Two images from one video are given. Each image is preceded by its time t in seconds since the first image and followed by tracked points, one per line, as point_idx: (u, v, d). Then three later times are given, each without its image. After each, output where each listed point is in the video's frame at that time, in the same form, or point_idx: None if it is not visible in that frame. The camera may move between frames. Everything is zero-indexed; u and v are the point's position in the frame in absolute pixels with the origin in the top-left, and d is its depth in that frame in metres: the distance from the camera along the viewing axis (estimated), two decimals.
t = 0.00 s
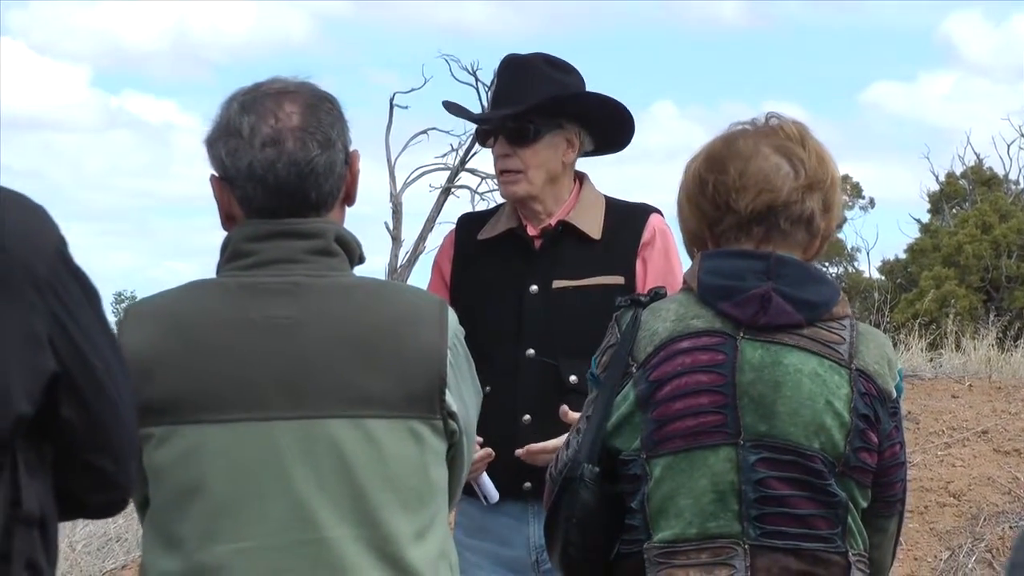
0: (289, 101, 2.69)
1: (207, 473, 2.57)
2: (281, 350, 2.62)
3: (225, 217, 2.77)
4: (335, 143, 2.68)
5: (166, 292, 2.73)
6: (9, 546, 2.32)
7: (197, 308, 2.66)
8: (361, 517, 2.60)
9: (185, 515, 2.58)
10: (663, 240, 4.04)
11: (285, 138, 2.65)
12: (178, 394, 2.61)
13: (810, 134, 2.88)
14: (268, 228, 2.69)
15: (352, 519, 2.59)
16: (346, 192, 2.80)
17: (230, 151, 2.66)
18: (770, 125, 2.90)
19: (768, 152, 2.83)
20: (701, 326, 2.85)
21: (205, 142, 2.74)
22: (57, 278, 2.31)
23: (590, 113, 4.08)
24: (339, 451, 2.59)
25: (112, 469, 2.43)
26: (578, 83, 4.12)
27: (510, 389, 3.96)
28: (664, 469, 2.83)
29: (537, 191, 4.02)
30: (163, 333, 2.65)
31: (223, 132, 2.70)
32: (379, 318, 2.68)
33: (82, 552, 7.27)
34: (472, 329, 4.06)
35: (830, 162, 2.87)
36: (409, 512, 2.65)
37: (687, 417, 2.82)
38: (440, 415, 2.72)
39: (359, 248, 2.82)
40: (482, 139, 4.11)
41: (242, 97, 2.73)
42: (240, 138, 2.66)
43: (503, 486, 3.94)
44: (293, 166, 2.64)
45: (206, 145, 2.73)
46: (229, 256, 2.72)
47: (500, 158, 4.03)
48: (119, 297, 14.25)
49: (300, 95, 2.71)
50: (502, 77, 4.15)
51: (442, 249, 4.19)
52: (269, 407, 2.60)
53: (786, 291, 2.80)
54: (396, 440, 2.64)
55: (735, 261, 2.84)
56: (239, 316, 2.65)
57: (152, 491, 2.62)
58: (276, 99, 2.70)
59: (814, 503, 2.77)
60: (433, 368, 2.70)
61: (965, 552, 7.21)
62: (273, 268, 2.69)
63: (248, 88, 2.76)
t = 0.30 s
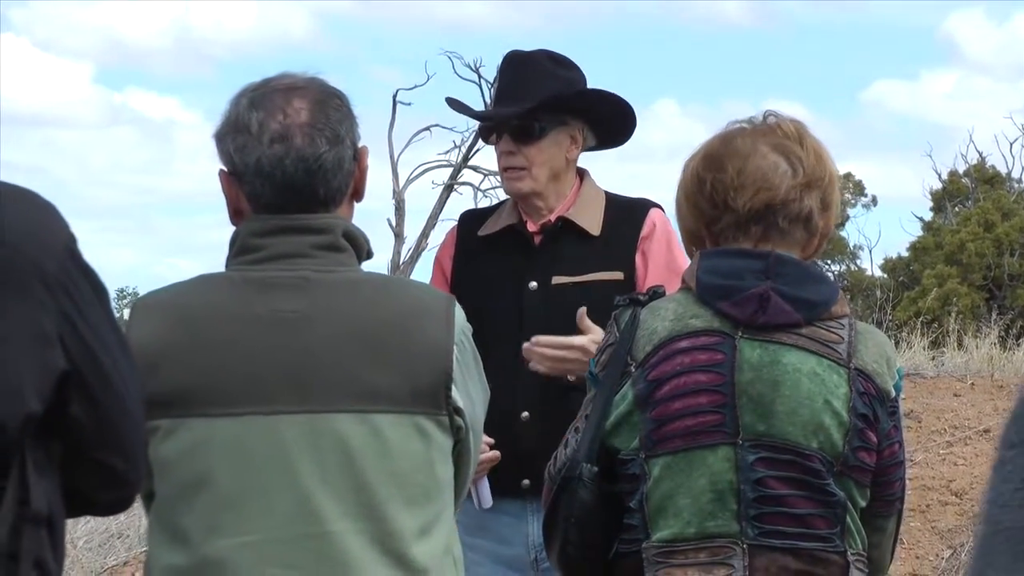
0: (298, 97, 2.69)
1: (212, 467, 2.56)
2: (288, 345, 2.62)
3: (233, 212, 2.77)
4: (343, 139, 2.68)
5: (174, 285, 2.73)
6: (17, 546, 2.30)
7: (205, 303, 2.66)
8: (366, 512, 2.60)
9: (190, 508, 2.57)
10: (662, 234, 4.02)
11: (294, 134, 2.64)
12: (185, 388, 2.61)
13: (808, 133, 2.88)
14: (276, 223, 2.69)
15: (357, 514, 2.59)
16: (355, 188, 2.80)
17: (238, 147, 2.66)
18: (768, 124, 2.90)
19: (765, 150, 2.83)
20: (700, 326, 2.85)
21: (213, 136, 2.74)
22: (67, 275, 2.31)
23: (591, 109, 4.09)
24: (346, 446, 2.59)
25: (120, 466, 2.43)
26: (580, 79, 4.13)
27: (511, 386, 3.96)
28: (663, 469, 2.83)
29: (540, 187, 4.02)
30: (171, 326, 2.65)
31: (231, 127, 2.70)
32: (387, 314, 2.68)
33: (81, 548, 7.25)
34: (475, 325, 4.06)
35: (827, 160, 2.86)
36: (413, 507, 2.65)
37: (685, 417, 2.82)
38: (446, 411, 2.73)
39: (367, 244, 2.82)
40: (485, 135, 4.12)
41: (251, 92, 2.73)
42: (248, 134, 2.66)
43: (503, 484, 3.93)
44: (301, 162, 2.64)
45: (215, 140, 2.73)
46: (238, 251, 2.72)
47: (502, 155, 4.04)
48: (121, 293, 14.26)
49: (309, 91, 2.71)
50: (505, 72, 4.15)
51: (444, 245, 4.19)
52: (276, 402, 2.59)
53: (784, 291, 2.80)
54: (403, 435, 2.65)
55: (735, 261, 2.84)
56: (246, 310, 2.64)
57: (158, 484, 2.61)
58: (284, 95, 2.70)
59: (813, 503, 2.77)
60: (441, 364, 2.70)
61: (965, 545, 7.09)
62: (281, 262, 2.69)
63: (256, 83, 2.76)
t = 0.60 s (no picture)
0: (310, 97, 2.69)
1: (221, 465, 2.56)
2: (298, 343, 2.61)
3: (243, 210, 2.77)
4: (354, 140, 2.68)
5: (185, 282, 2.73)
6: (19, 545, 2.31)
7: (215, 301, 2.66)
8: (376, 510, 2.58)
9: (199, 505, 2.57)
10: (664, 237, 4.02)
11: (304, 134, 2.64)
12: (194, 387, 2.60)
13: (804, 131, 2.88)
14: (285, 223, 2.68)
15: (366, 513, 2.58)
16: (365, 186, 2.79)
17: (249, 146, 2.67)
18: (764, 122, 2.90)
19: (760, 148, 2.83)
20: (693, 325, 2.85)
21: (224, 134, 2.74)
22: (69, 274, 2.30)
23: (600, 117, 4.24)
24: (356, 445, 2.58)
25: (122, 464, 2.43)
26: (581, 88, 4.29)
27: (507, 386, 3.96)
28: (657, 468, 2.83)
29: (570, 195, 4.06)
30: (182, 324, 2.65)
31: (242, 126, 2.70)
32: (397, 313, 2.67)
33: (82, 547, 7.26)
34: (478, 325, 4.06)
35: (824, 158, 2.86)
36: (423, 506, 2.63)
37: (678, 416, 2.82)
38: (455, 410, 2.72)
39: (377, 241, 2.81)
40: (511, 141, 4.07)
41: (262, 90, 2.73)
42: (259, 133, 2.66)
43: (501, 483, 3.93)
44: (311, 162, 2.63)
45: (226, 138, 2.74)
46: (248, 249, 2.72)
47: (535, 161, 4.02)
48: (121, 291, 14.27)
49: (321, 91, 2.70)
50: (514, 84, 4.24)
51: (446, 244, 4.20)
52: (284, 399, 2.59)
53: (779, 290, 2.80)
54: (413, 434, 2.63)
55: (728, 260, 2.83)
56: (257, 308, 2.64)
57: (167, 479, 2.62)
58: (296, 94, 2.69)
59: (807, 502, 2.76)
60: (451, 363, 2.69)
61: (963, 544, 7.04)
62: (291, 261, 2.69)
63: (268, 80, 2.76)
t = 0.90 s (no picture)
0: (319, 102, 2.67)
1: (231, 467, 2.56)
2: (307, 346, 2.62)
3: (253, 213, 2.76)
4: (363, 146, 2.67)
5: (195, 283, 2.73)
6: (18, 541, 2.31)
7: (225, 304, 2.66)
8: (386, 512, 2.58)
9: (210, 507, 2.58)
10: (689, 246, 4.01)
11: (313, 141, 2.63)
12: (202, 390, 2.61)
13: (801, 130, 2.88)
14: (294, 228, 2.68)
15: (376, 515, 2.58)
16: (374, 189, 2.77)
17: (259, 151, 2.66)
18: (761, 122, 2.90)
19: (757, 147, 2.83)
20: (689, 324, 2.85)
21: (234, 137, 2.74)
22: (67, 271, 2.30)
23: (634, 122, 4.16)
24: (366, 448, 2.58)
25: (119, 461, 2.45)
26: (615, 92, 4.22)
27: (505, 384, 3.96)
28: (652, 467, 2.83)
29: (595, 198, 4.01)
30: (192, 327, 2.65)
31: (252, 130, 2.69)
32: (406, 315, 2.67)
33: (83, 544, 7.26)
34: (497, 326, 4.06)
35: (821, 157, 2.86)
36: (433, 508, 2.63)
37: (673, 415, 2.82)
38: (466, 411, 2.71)
39: (384, 241, 2.80)
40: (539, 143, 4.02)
41: (272, 94, 2.72)
42: (268, 139, 2.66)
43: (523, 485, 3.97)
44: (320, 170, 2.63)
45: (235, 141, 2.73)
46: (256, 252, 2.71)
47: (563, 165, 3.97)
48: (121, 290, 14.28)
49: (330, 95, 2.69)
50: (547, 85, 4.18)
51: (473, 242, 4.19)
52: (292, 401, 2.59)
53: (774, 289, 2.80)
54: (423, 436, 2.63)
55: (723, 259, 2.83)
56: (266, 312, 2.64)
57: (178, 480, 2.62)
58: (306, 99, 2.68)
59: (802, 501, 2.76)
60: (461, 366, 2.69)
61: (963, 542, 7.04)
62: (301, 265, 2.68)
63: (278, 83, 2.75)
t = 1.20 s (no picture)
0: (323, 103, 2.67)
1: (230, 466, 2.56)
2: (307, 345, 2.62)
3: (255, 210, 2.75)
4: (366, 149, 2.66)
5: (195, 282, 2.72)
6: (12, 536, 2.36)
7: (226, 302, 2.66)
8: (384, 512, 2.58)
9: (207, 506, 2.58)
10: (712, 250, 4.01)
11: (316, 143, 2.63)
12: (202, 389, 2.60)
13: (796, 129, 2.87)
14: (297, 228, 2.68)
15: (374, 514, 2.58)
16: (377, 189, 2.78)
17: (262, 152, 2.65)
18: (756, 121, 2.90)
19: (751, 146, 2.83)
20: (685, 323, 2.85)
21: (237, 136, 2.73)
22: (64, 267, 2.34)
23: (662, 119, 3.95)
24: (365, 447, 2.58)
25: (116, 458, 2.47)
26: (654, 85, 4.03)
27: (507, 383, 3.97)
28: (648, 466, 2.83)
29: (607, 195, 3.94)
30: (193, 326, 2.64)
31: (255, 130, 2.68)
32: (408, 316, 2.67)
33: (83, 542, 7.27)
34: (518, 324, 4.04)
35: (816, 155, 2.85)
36: (431, 508, 2.63)
37: (668, 414, 2.82)
38: (465, 413, 2.71)
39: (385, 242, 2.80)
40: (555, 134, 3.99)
41: (276, 94, 2.71)
42: (271, 140, 2.65)
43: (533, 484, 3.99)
44: (323, 172, 2.62)
45: (239, 140, 2.72)
46: (258, 251, 2.71)
47: (573, 160, 3.93)
48: (121, 288, 14.30)
49: (334, 97, 2.68)
50: (577, 71, 4.04)
51: (504, 239, 4.15)
52: (291, 400, 2.59)
53: (770, 288, 2.80)
54: (421, 437, 2.63)
55: (718, 258, 2.83)
56: (266, 311, 2.64)
57: (177, 478, 2.63)
58: (309, 100, 2.67)
59: (797, 500, 2.76)
60: (461, 367, 2.69)
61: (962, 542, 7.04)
62: (303, 264, 2.68)
63: (282, 83, 2.74)
